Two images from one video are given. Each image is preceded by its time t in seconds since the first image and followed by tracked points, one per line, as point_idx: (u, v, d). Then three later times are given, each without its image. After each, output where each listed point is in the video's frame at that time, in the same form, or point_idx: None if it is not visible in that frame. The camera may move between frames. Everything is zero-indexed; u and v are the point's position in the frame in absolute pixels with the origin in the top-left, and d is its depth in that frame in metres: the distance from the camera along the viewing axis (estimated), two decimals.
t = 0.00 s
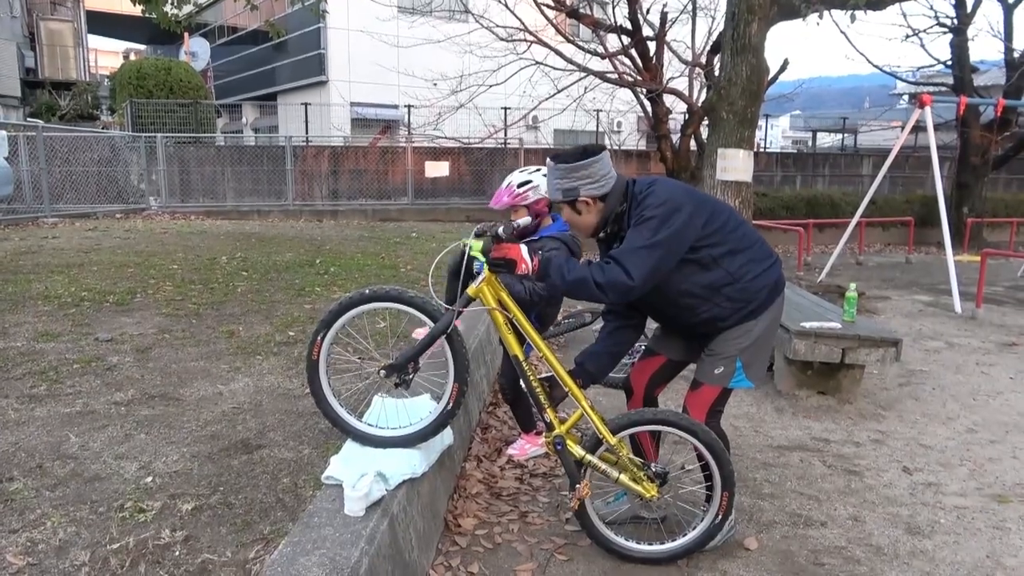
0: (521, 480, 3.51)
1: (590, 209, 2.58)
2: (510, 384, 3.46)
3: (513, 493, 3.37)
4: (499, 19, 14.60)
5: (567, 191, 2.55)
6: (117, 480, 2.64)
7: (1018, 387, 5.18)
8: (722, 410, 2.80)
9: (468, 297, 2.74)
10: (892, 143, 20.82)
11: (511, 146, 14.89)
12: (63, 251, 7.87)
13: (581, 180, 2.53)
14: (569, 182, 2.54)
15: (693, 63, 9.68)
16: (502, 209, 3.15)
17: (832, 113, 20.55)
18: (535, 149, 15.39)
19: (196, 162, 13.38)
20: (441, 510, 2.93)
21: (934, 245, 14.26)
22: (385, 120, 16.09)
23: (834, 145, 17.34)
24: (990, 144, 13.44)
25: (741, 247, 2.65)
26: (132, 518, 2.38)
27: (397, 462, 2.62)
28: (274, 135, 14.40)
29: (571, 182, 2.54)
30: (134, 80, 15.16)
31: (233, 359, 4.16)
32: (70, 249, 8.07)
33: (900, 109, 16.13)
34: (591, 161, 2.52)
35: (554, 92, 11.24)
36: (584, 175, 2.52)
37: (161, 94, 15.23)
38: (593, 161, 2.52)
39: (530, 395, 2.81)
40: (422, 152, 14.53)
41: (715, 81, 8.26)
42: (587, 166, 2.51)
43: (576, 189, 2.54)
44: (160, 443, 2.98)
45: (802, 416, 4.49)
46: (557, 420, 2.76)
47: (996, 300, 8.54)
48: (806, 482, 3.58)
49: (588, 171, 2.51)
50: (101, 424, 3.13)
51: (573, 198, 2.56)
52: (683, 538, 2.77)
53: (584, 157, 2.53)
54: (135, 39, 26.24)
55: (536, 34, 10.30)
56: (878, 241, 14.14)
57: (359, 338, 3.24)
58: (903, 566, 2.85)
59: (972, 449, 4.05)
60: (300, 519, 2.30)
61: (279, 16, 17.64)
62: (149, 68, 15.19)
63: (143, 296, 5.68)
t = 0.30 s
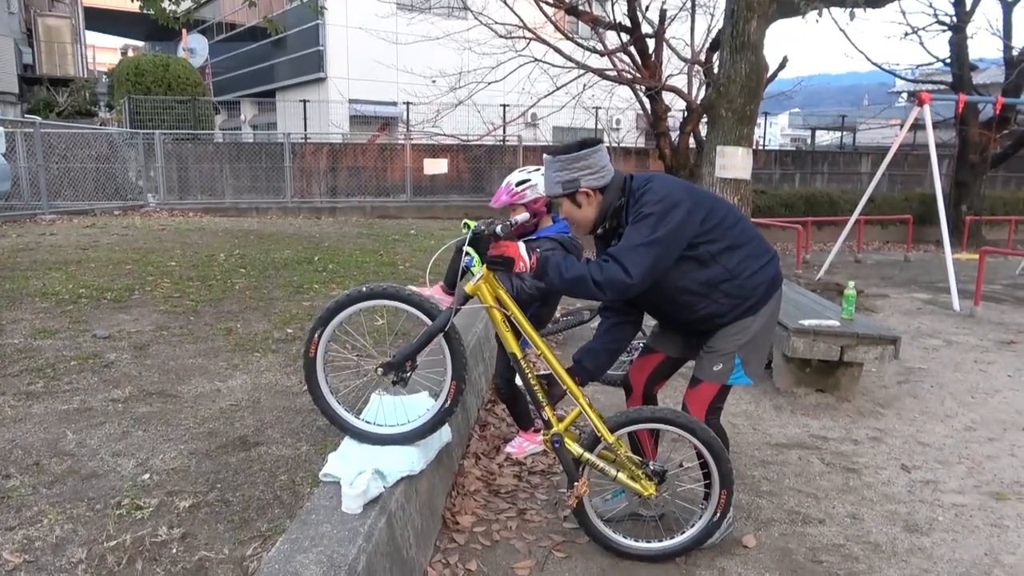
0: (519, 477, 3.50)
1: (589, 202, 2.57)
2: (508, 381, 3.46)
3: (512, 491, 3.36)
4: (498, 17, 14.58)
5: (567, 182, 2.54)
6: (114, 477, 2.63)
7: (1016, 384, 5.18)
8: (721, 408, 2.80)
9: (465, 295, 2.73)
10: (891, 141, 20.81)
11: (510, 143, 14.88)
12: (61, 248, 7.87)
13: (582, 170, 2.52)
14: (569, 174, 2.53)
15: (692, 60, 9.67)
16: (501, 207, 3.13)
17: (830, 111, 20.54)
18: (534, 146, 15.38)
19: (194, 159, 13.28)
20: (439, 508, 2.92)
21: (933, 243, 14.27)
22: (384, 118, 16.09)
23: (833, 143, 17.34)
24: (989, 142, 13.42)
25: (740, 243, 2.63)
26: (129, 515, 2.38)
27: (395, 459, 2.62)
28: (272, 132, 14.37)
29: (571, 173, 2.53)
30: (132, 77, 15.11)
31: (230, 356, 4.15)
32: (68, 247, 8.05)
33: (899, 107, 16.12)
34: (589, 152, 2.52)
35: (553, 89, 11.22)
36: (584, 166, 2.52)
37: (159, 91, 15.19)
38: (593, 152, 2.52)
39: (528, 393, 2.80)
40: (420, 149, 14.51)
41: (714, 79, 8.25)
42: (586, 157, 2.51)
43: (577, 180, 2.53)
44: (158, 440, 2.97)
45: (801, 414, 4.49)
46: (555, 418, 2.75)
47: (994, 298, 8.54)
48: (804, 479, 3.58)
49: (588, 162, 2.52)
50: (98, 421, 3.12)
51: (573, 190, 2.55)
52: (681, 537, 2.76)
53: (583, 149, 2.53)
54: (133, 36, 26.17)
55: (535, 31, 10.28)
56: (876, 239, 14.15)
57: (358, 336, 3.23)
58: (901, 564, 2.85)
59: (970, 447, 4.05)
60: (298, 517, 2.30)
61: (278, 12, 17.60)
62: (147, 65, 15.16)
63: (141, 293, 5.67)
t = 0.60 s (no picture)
0: (518, 475, 3.50)
1: (584, 196, 2.56)
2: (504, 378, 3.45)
3: (510, 488, 3.36)
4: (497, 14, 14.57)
5: (562, 177, 2.53)
6: (112, 476, 2.63)
7: (1016, 379, 5.18)
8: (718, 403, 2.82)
9: (460, 292, 2.73)
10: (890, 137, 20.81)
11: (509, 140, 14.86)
12: (60, 247, 7.85)
13: (576, 165, 2.51)
14: (563, 168, 2.52)
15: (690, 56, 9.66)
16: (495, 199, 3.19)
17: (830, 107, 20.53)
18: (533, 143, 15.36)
19: (193, 158, 13.28)
20: (438, 505, 2.92)
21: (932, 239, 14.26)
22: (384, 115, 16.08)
23: (833, 139, 17.33)
24: (989, 137, 13.31)
25: (733, 239, 2.63)
26: (127, 514, 2.37)
27: (393, 457, 2.62)
28: (271, 130, 14.34)
29: (565, 168, 2.52)
30: (130, 75, 15.07)
31: (229, 355, 4.15)
32: (66, 245, 8.04)
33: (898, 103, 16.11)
34: (582, 146, 2.53)
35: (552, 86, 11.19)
36: (578, 160, 2.51)
37: (157, 89, 15.16)
38: (586, 146, 2.53)
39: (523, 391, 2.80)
40: (419, 146, 14.48)
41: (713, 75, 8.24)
42: (579, 152, 2.51)
43: (571, 175, 2.52)
44: (156, 439, 2.96)
45: (800, 410, 4.49)
46: (550, 415, 2.75)
47: (994, 293, 8.54)
48: (804, 475, 3.58)
49: (583, 156, 2.51)
50: (96, 420, 3.12)
51: (568, 184, 2.54)
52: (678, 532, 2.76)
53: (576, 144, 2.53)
54: (132, 34, 26.13)
55: (534, 28, 10.26)
56: (876, 235, 14.15)
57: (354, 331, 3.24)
58: (900, 559, 2.85)
59: (970, 442, 4.05)
60: (296, 515, 2.30)
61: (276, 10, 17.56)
62: (145, 63, 15.13)
63: (139, 291, 5.66)
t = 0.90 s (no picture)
0: (518, 472, 3.50)
1: (572, 195, 2.56)
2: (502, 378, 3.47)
3: (510, 485, 3.36)
4: (496, 11, 14.56)
5: (551, 176, 2.52)
6: (112, 474, 2.63)
7: (1016, 375, 5.18)
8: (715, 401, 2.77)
9: (449, 288, 2.74)
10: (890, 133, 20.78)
11: (508, 137, 14.85)
12: (59, 246, 7.82)
13: (566, 163, 2.51)
14: (552, 167, 2.51)
15: (690, 53, 9.65)
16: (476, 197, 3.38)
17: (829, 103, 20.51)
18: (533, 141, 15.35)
19: (193, 156, 13.29)
20: (438, 502, 2.92)
21: (932, 235, 14.25)
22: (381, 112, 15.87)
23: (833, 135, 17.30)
24: (989, 133, 13.33)
25: (722, 234, 2.63)
26: (126, 512, 2.38)
27: (393, 454, 2.62)
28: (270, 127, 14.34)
29: (555, 166, 2.51)
30: (129, 74, 15.09)
31: (228, 353, 4.15)
32: (66, 244, 8.04)
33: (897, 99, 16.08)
34: (572, 145, 2.52)
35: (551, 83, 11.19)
36: (568, 158, 2.51)
37: (157, 87, 15.15)
38: (575, 145, 2.52)
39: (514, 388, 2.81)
40: (419, 144, 14.48)
41: (712, 71, 8.23)
42: (568, 150, 2.51)
43: (561, 173, 2.52)
44: (156, 437, 2.97)
45: (800, 406, 4.49)
46: (540, 410, 2.75)
47: (993, 289, 8.54)
48: (803, 471, 3.58)
49: (571, 154, 2.51)
50: (96, 418, 3.12)
51: (558, 182, 2.53)
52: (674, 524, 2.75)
53: (564, 142, 2.53)
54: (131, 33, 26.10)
55: (533, 25, 10.26)
56: (876, 231, 14.13)
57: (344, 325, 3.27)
58: (900, 555, 2.85)
59: (970, 438, 4.05)
60: (296, 512, 2.30)
61: (275, 8, 17.54)
62: (144, 61, 15.12)
63: (139, 290, 5.66)
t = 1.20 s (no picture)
0: (519, 469, 3.50)
1: (547, 189, 2.55)
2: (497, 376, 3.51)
3: (511, 482, 3.36)
4: (496, 9, 14.55)
5: (527, 171, 2.51)
6: (112, 472, 2.63)
7: (1016, 372, 5.18)
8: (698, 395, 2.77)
9: (429, 285, 2.75)
10: (890, 130, 20.76)
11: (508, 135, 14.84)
12: (59, 244, 7.82)
13: (540, 158, 2.51)
14: (527, 162, 2.51)
15: (690, 50, 9.64)
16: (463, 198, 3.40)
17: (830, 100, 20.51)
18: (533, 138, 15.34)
19: (193, 154, 13.29)
20: (438, 500, 2.92)
21: (933, 231, 14.24)
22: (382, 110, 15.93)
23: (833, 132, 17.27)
24: (989, 129, 13.32)
25: (698, 227, 2.63)
26: (126, 510, 2.38)
27: (393, 452, 2.62)
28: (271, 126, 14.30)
29: (530, 161, 2.51)
30: (129, 72, 15.08)
31: (228, 351, 4.14)
32: (66, 242, 8.04)
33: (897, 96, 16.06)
34: (546, 140, 2.52)
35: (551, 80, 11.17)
36: (542, 153, 2.51)
37: (157, 86, 15.14)
38: (549, 140, 2.52)
39: (495, 385, 2.83)
40: (419, 142, 14.56)
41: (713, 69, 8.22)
42: (542, 145, 2.52)
43: (536, 168, 2.51)
44: (156, 435, 2.97)
45: (800, 403, 4.49)
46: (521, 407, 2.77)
47: (994, 286, 8.53)
48: (804, 468, 3.58)
49: (546, 149, 2.51)
50: (96, 417, 3.12)
51: (534, 177, 2.52)
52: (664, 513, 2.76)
53: (538, 137, 2.53)
54: (131, 31, 26.08)
55: (533, 22, 10.24)
56: (876, 228, 14.13)
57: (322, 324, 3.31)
58: (900, 552, 2.85)
59: (970, 435, 4.05)
60: (296, 510, 2.30)
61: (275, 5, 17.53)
62: (144, 59, 15.11)
63: (139, 288, 5.66)
